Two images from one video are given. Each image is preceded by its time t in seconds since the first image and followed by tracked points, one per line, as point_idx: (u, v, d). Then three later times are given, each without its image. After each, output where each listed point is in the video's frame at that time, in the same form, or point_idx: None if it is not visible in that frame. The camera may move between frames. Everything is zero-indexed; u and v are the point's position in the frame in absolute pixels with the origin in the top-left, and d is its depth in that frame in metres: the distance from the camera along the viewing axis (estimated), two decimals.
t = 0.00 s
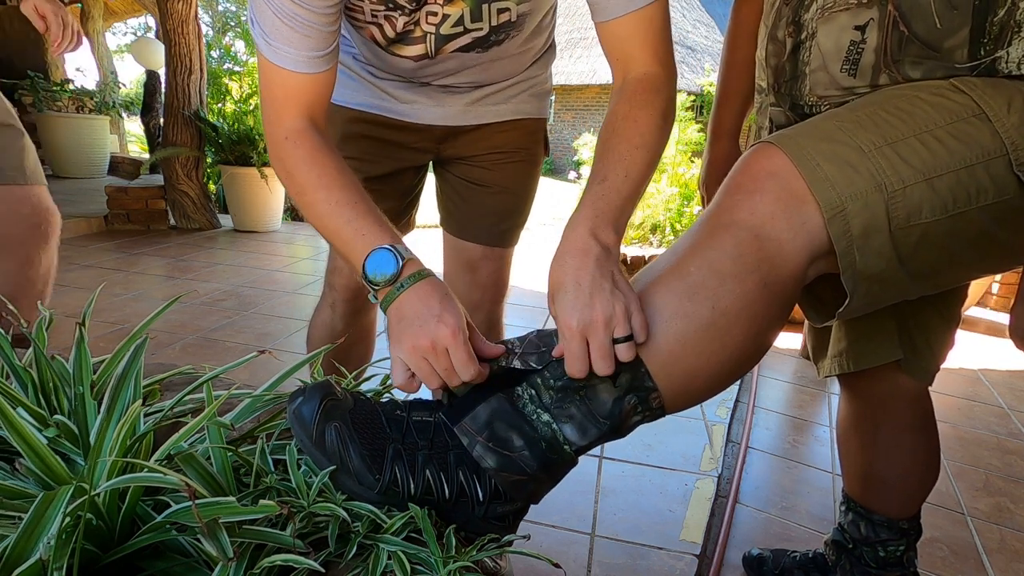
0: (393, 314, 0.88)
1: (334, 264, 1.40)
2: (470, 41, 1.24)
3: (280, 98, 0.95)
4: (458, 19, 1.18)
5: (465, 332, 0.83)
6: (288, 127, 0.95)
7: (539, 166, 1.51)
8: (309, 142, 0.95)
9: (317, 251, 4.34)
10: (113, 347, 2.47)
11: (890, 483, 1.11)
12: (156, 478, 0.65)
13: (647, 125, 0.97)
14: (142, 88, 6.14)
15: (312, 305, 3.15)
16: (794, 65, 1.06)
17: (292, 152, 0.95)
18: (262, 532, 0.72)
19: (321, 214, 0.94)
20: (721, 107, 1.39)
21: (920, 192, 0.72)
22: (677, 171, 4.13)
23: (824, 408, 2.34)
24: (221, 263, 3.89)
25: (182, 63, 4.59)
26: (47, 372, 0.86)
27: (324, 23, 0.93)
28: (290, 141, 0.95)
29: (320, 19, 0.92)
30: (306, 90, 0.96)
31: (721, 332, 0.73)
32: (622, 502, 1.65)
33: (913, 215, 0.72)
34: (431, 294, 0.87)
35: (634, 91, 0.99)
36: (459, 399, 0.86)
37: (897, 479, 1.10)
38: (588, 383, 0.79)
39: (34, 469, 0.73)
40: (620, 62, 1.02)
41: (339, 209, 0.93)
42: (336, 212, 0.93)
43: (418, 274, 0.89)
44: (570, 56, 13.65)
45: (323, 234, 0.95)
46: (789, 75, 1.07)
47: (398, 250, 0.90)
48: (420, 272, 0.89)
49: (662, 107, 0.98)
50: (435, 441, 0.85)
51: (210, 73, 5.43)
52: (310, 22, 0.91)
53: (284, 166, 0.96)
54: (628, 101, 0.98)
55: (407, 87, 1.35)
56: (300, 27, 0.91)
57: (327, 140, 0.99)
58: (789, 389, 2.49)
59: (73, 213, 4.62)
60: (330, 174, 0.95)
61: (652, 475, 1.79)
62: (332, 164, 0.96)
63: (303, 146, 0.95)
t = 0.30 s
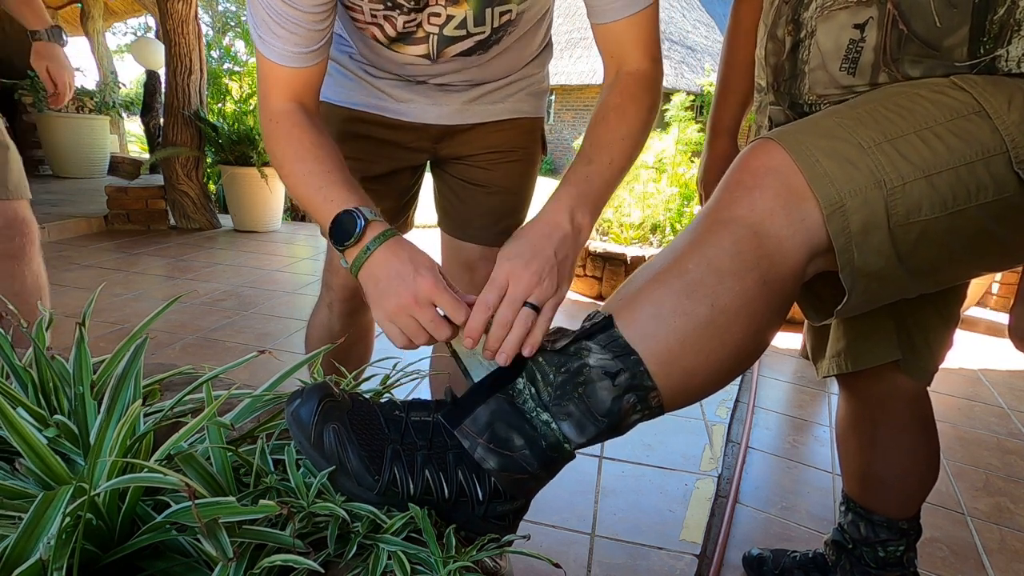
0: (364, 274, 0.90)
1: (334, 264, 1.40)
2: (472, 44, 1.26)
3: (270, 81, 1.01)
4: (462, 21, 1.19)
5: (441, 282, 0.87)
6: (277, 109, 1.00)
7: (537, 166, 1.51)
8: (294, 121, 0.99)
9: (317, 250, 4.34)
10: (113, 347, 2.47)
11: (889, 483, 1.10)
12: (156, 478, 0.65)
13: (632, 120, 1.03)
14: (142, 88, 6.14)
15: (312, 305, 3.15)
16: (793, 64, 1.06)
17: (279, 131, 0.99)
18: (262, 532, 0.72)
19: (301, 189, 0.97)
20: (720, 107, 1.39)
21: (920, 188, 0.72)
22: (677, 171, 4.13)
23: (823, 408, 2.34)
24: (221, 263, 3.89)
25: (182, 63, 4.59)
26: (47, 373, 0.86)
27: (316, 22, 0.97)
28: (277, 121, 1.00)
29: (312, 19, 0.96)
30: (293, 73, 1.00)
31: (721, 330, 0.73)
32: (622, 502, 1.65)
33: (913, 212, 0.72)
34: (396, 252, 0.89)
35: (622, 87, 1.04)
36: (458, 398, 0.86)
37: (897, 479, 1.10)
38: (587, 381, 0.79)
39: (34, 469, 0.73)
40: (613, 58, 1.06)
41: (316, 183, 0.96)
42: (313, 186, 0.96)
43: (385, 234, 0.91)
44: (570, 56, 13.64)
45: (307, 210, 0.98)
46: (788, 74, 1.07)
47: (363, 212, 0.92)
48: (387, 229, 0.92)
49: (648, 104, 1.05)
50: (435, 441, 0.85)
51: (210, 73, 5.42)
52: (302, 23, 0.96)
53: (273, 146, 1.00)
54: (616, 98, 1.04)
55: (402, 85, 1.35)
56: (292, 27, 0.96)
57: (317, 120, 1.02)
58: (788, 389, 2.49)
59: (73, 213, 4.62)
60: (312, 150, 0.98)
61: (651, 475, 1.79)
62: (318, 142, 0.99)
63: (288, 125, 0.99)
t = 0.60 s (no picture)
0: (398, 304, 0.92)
1: (334, 264, 1.40)
2: (476, 52, 1.26)
3: (306, 94, 1.00)
4: (468, 28, 1.18)
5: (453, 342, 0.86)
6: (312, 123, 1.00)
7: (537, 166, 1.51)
8: (330, 138, 0.99)
9: (317, 250, 4.34)
10: (113, 347, 2.47)
11: (890, 483, 1.10)
12: (156, 478, 0.65)
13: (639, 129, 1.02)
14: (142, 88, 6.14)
15: (312, 305, 3.15)
16: (794, 64, 1.06)
17: (315, 146, 1.00)
18: (262, 532, 0.72)
19: (338, 206, 0.97)
20: (719, 106, 1.39)
21: (920, 187, 0.72)
22: (677, 171, 4.13)
23: (824, 408, 2.34)
24: (221, 263, 3.89)
25: (182, 63, 4.59)
26: (47, 373, 0.87)
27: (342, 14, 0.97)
28: (314, 137, 1.00)
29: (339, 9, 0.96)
30: (327, 87, 0.99)
31: (721, 330, 0.73)
32: (622, 503, 1.65)
33: (913, 211, 0.72)
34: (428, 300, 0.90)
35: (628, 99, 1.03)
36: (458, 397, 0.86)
37: (898, 479, 1.10)
38: (587, 382, 0.79)
39: (34, 469, 0.73)
40: (617, 71, 1.06)
41: (353, 202, 0.97)
42: (351, 204, 0.97)
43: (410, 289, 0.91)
44: (570, 56, 13.65)
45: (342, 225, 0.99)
46: (789, 74, 1.07)
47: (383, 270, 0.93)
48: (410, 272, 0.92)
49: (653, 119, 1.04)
50: (435, 441, 0.85)
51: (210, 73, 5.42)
52: (331, 15, 0.95)
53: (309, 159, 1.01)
54: (619, 113, 1.03)
55: (401, 85, 1.35)
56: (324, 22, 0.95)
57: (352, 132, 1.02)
58: (789, 389, 2.49)
59: (73, 213, 4.62)
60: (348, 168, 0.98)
61: (652, 475, 1.79)
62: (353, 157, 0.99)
63: (325, 140, 0.99)
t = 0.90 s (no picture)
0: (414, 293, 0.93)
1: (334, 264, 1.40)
2: (483, 52, 1.26)
3: (325, 97, 1.02)
4: (476, 29, 1.19)
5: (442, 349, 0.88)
6: (332, 126, 1.02)
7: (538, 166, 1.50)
8: (348, 138, 1.01)
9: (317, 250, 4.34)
10: (113, 347, 2.47)
11: (890, 483, 1.10)
12: (156, 478, 0.65)
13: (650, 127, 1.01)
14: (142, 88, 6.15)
15: (313, 305, 3.15)
16: (794, 64, 1.06)
17: (335, 148, 1.01)
18: (262, 532, 0.72)
19: (359, 206, 0.99)
20: (721, 106, 1.39)
21: (921, 189, 0.72)
22: (677, 171, 4.12)
23: (823, 408, 2.34)
24: (221, 263, 3.89)
25: (182, 63, 4.59)
26: (47, 373, 0.87)
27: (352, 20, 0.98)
28: (333, 139, 1.01)
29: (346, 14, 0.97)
30: (342, 86, 1.01)
31: (721, 330, 0.74)
32: (622, 503, 1.65)
33: (914, 213, 0.72)
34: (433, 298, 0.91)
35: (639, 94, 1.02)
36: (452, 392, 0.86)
37: (898, 479, 1.10)
38: (587, 381, 0.79)
39: (34, 469, 0.73)
40: (625, 68, 1.05)
41: (374, 200, 0.98)
42: (369, 203, 0.98)
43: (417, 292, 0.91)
44: (570, 56, 13.66)
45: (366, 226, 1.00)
46: (789, 75, 1.07)
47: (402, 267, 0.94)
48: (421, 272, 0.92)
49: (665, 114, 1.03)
50: (434, 441, 0.85)
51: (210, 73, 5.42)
52: (342, 23, 0.97)
53: (329, 161, 1.02)
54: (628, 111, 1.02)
55: (402, 84, 1.35)
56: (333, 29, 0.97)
57: (370, 131, 1.03)
58: (789, 389, 2.49)
59: (73, 213, 4.62)
60: (366, 166, 0.99)
61: (652, 475, 1.79)
62: (372, 158, 1.00)
63: (343, 142, 1.01)
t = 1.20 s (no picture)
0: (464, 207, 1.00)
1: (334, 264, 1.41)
2: (486, 40, 1.27)
3: (350, 67, 1.13)
4: (478, 14, 1.21)
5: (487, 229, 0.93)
6: (364, 95, 1.13)
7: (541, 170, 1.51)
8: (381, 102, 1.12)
9: (317, 250, 4.34)
10: (113, 347, 2.47)
11: (890, 483, 1.10)
12: (156, 478, 0.65)
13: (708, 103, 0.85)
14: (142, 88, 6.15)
15: (313, 305, 3.15)
16: (794, 65, 1.06)
17: (372, 111, 1.12)
18: (262, 532, 0.72)
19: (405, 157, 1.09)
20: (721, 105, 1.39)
21: (921, 189, 0.72)
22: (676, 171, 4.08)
23: (823, 408, 2.34)
24: (221, 263, 3.89)
25: (182, 63, 4.59)
26: (47, 372, 0.87)
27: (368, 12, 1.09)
28: (369, 105, 1.13)
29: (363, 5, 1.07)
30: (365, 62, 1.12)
31: (721, 331, 0.74)
32: (622, 503, 1.65)
33: (914, 213, 0.72)
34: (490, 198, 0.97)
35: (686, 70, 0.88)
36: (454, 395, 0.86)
37: (897, 479, 1.10)
38: (588, 382, 0.79)
39: (34, 469, 0.73)
40: (664, 45, 0.92)
41: (419, 144, 1.08)
42: (416, 151, 1.08)
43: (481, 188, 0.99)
44: (569, 56, 13.65)
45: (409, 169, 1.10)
46: (789, 75, 1.07)
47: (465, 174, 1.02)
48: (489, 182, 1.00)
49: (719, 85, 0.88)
50: (435, 441, 0.85)
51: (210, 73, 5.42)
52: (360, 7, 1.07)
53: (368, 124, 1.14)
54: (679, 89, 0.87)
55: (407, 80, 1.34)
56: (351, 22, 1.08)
57: (399, 91, 1.15)
58: (788, 389, 2.49)
59: (73, 213, 4.62)
60: (403, 122, 1.10)
61: (652, 475, 1.79)
62: (412, 117, 1.11)
63: (378, 105, 1.12)
